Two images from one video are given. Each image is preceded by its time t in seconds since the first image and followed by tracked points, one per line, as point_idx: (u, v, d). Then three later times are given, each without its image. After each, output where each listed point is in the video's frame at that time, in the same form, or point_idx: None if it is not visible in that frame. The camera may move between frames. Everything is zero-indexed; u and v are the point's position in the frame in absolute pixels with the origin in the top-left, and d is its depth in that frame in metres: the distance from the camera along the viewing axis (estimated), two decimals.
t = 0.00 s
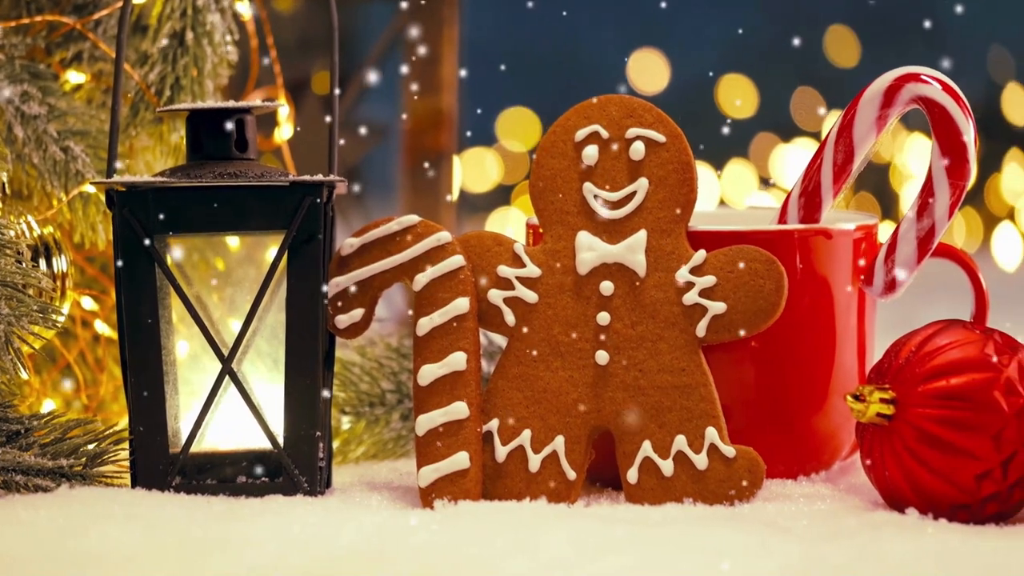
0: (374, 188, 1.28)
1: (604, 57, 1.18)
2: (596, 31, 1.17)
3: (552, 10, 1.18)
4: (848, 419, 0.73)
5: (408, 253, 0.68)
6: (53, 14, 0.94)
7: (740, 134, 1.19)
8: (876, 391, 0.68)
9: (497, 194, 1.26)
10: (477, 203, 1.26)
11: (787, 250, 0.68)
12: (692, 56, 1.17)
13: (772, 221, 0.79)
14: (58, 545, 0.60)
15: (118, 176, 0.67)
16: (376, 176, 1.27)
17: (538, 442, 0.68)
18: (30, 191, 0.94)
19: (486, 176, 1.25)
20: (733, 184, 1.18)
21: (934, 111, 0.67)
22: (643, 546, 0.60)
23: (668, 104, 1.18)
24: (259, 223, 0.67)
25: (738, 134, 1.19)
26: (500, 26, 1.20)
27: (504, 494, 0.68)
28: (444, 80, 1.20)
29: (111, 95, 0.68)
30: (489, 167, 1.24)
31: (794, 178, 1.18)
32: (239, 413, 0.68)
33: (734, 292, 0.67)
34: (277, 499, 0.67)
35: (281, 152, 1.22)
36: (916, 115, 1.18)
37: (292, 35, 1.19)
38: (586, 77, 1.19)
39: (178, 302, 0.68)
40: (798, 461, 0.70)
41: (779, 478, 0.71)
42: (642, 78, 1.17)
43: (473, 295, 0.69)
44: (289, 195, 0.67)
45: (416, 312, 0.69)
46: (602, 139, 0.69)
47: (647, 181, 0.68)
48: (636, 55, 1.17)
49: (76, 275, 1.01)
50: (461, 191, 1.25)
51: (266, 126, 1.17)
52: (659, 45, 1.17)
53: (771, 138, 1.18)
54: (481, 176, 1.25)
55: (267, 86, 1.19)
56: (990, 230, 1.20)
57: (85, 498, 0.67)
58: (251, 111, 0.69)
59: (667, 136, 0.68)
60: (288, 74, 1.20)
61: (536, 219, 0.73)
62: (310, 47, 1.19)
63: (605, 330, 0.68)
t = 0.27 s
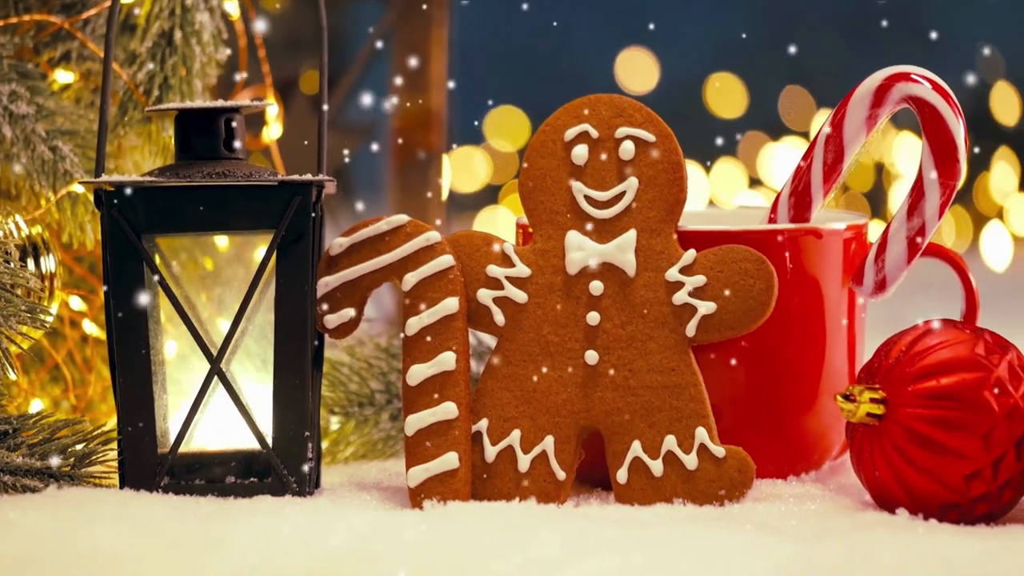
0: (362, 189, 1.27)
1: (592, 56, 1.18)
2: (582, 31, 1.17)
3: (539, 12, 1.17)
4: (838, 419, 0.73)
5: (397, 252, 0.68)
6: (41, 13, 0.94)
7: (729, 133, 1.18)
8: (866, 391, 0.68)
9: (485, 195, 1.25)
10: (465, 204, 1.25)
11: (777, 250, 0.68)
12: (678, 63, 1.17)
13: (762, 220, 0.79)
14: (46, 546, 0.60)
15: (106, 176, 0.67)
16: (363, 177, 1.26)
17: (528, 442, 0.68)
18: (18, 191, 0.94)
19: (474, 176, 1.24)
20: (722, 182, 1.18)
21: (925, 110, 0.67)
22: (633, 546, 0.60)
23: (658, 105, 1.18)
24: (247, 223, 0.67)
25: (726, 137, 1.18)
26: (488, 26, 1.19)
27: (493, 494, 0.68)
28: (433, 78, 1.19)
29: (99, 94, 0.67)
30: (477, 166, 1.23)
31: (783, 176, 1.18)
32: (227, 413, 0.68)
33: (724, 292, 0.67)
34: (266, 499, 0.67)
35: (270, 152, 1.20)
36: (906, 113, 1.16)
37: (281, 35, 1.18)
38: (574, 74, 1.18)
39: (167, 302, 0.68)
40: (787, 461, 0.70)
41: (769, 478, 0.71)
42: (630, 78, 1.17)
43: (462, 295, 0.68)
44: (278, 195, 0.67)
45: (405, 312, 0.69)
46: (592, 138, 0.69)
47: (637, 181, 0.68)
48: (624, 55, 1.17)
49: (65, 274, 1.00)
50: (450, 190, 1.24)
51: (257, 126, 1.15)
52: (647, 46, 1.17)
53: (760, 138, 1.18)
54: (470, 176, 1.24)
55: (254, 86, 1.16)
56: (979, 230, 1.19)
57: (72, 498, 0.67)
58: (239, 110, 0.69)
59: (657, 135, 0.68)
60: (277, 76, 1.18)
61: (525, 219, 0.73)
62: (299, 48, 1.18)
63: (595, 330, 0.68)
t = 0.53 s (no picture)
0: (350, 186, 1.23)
1: (583, 57, 1.18)
2: (571, 32, 1.17)
3: (530, 12, 1.18)
4: (828, 418, 0.73)
5: (386, 252, 0.68)
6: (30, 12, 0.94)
7: (717, 133, 1.18)
8: (856, 391, 0.68)
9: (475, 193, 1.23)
10: (453, 202, 1.23)
11: (767, 250, 0.68)
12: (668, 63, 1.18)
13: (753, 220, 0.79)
14: (34, 546, 0.60)
15: (96, 176, 0.67)
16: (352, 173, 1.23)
17: (518, 441, 0.68)
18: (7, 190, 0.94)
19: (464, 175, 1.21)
20: (711, 183, 1.17)
21: (915, 110, 0.67)
22: (622, 545, 0.60)
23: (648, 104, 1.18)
24: (237, 223, 0.67)
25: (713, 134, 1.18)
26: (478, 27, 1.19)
27: (483, 494, 0.68)
28: (422, 78, 1.19)
29: (89, 93, 0.67)
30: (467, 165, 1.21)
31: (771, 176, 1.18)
32: (217, 413, 0.68)
33: (714, 292, 0.67)
34: (256, 499, 0.67)
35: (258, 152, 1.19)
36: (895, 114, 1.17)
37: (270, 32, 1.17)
38: (564, 75, 1.19)
39: (156, 302, 0.68)
40: (777, 461, 0.70)
41: (759, 478, 0.71)
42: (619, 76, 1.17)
43: (452, 295, 0.68)
44: (267, 195, 0.67)
45: (394, 312, 0.69)
46: (581, 138, 0.68)
47: (626, 180, 0.68)
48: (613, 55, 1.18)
49: (54, 274, 1.00)
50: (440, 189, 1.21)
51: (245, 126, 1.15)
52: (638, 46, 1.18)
53: (749, 138, 1.18)
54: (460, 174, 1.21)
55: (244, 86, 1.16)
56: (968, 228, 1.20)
57: (61, 498, 0.67)
58: (229, 110, 0.68)
59: (646, 135, 0.68)
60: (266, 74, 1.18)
61: (514, 218, 0.73)
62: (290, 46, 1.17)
63: (585, 330, 0.68)
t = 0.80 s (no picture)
0: (339, 187, 1.24)
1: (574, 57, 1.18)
2: (561, 31, 1.18)
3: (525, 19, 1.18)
4: (817, 418, 0.73)
5: (375, 251, 0.68)
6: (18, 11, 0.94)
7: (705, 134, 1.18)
8: (845, 390, 0.68)
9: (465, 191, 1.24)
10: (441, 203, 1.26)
11: (756, 249, 0.68)
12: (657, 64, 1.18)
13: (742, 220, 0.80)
14: (19, 547, 0.59)
15: (84, 176, 0.67)
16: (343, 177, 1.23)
17: (507, 441, 0.67)
18: None
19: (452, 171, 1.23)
20: (698, 182, 1.19)
21: (904, 109, 0.67)
22: (611, 546, 0.60)
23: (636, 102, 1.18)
24: (225, 223, 0.67)
25: (698, 134, 1.18)
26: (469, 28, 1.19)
27: (472, 494, 0.68)
28: (411, 78, 1.15)
29: (77, 93, 0.67)
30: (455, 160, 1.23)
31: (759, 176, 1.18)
32: (206, 413, 0.68)
33: (703, 291, 0.66)
34: (245, 499, 0.67)
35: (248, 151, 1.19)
36: (884, 114, 1.17)
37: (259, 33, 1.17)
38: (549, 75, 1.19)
39: (145, 302, 0.68)
40: (766, 461, 0.70)
41: (748, 477, 0.71)
42: (607, 77, 1.18)
43: (440, 294, 0.68)
44: (256, 195, 0.67)
45: (383, 311, 0.69)
46: (570, 137, 0.68)
47: (615, 180, 0.68)
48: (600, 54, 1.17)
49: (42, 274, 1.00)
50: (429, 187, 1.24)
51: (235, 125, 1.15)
52: (626, 47, 1.18)
53: (734, 136, 1.18)
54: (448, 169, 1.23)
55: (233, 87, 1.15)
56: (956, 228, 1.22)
57: (49, 498, 0.67)
58: (218, 110, 0.68)
59: (635, 134, 0.68)
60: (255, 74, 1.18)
61: (503, 218, 0.73)
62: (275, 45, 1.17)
63: (574, 329, 0.68)
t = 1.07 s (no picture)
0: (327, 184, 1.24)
1: (563, 56, 1.18)
2: (549, 31, 1.18)
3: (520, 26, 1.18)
4: (806, 417, 0.73)
5: (364, 250, 0.68)
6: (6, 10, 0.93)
7: (692, 132, 1.18)
8: (835, 390, 0.68)
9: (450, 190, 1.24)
10: (429, 202, 1.24)
11: (745, 249, 0.68)
12: (646, 63, 1.18)
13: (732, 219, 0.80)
14: (4, 547, 0.59)
15: (72, 175, 0.67)
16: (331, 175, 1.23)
17: (496, 441, 0.67)
18: None
19: (439, 172, 1.23)
20: (686, 181, 1.18)
21: (893, 108, 0.67)
22: (600, 546, 0.60)
23: (625, 100, 1.18)
24: (214, 222, 0.67)
25: (687, 133, 1.18)
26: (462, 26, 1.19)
27: (461, 494, 0.68)
28: (400, 78, 1.18)
29: (65, 92, 0.67)
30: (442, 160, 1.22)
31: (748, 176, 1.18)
32: (194, 412, 0.68)
33: (692, 291, 0.66)
34: (233, 499, 0.67)
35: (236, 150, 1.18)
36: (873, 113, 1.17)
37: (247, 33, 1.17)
38: (538, 75, 1.19)
39: (133, 301, 0.68)
40: (755, 460, 0.70)
41: (737, 477, 0.71)
42: (596, 74, 1.17)
43: (429, 294, 0.68)
44: (245, 194, 0.67)
45: (372, 311, 0.69)
46: (559, 137, 0.68)
47: (604, 180, 0.68)
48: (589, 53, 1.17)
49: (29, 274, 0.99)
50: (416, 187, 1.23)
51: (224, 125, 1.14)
52: (615, 47, 1.18)
53: (723, 135, 1.18)
54: (435, 170, 1.23)
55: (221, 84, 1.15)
56: (944, 227, 1.22)
57: (36, 498, 0.67)
58: (206, 109, 0.68)
59: (624, 134, 0.68)
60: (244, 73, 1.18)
61: (492, 218, 0.73)
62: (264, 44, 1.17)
63: (563, 329, 0.68)
